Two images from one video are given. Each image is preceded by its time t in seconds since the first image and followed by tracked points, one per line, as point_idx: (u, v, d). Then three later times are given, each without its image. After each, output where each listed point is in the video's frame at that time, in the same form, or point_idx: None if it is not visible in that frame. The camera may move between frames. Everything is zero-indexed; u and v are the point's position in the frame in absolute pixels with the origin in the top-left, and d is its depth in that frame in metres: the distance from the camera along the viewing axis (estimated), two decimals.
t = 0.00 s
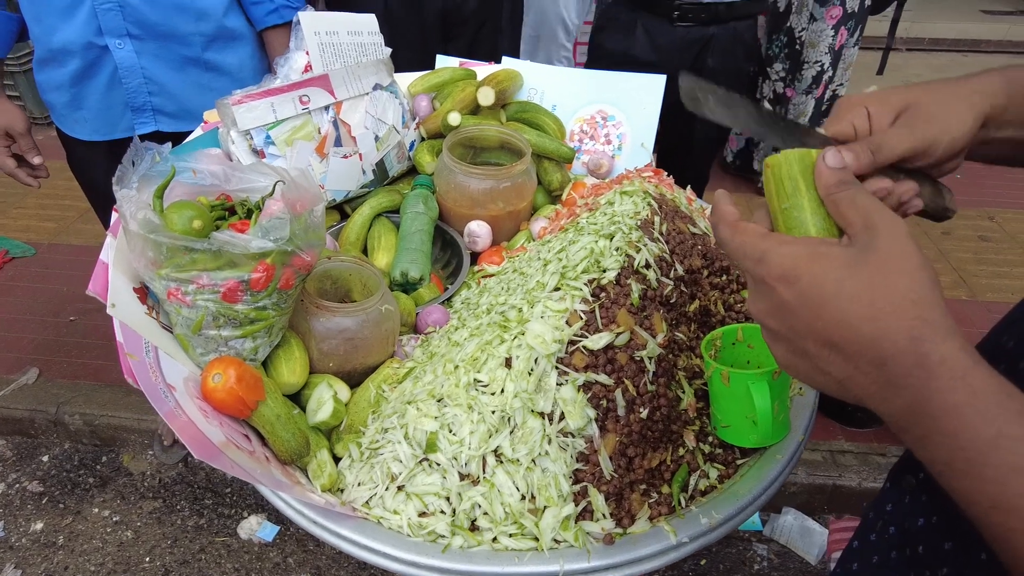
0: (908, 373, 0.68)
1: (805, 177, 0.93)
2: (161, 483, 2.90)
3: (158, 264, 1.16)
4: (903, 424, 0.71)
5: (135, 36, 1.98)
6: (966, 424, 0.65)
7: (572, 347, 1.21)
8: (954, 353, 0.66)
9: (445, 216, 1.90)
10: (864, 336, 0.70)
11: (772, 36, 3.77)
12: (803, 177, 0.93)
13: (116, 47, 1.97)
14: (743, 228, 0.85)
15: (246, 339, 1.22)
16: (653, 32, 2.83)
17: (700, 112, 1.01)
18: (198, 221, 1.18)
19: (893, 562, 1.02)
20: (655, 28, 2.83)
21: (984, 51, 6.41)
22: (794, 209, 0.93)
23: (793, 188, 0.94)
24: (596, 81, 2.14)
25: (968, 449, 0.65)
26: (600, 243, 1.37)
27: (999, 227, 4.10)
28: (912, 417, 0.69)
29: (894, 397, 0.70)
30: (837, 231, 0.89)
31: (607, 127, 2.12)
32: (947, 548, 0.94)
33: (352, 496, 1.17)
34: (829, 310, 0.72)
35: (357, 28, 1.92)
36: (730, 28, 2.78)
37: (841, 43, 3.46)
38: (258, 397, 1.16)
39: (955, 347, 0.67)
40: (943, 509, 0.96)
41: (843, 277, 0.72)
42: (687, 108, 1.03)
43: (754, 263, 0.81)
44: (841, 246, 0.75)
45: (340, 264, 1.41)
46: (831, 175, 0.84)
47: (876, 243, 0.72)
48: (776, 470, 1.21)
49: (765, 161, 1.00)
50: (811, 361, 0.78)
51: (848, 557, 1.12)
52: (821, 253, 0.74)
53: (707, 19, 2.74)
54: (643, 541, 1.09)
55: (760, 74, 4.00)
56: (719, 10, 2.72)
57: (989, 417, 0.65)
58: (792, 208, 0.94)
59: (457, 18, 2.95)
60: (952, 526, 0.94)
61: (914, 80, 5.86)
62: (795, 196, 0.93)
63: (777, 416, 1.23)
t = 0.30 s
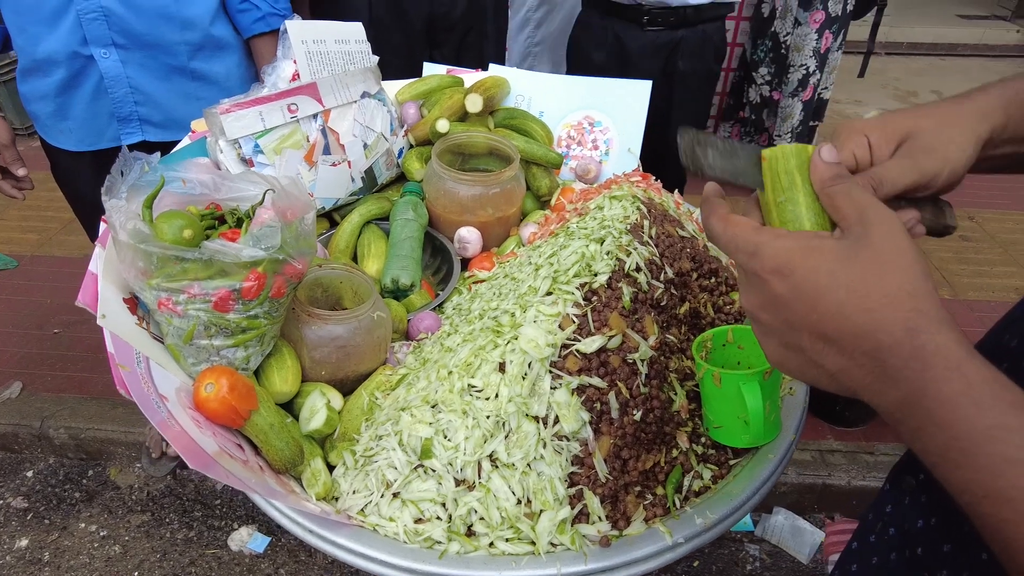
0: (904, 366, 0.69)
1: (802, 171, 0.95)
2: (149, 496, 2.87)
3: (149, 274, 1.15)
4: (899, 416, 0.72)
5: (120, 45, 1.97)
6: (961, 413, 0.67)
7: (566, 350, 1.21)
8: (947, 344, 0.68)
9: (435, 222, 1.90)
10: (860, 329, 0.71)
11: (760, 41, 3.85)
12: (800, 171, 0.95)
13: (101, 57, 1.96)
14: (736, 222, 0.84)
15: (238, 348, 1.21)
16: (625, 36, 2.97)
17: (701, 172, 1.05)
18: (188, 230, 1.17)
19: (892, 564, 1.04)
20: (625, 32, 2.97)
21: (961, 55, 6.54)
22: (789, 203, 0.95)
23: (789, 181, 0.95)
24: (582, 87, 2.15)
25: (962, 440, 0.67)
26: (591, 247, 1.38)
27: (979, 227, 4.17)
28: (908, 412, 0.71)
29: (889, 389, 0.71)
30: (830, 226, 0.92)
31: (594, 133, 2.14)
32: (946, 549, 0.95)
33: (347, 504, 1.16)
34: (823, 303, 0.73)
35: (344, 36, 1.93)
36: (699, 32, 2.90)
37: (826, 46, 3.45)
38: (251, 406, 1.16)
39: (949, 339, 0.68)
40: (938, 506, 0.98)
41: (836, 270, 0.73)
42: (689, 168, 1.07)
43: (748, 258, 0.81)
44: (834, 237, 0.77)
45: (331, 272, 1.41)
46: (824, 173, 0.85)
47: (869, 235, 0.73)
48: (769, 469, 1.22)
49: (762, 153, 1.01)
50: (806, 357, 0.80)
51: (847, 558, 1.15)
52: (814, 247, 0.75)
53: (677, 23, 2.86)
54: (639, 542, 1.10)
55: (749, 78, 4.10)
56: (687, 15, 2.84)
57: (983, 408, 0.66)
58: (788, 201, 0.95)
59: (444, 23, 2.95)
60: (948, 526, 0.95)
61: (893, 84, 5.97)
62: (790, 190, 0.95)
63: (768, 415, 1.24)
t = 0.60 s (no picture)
0: (892, 380, 0.70)
1: (799, 185, 0.96)
2: (133, 512, 2.83)
3: (129, 288, 1.14)
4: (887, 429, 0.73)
5: (99, 56, 1.95)
6: (950, 427, 0.68)
7: (550, 357, 1.22)
8: (932, 357, 0.69)
9: (418, 230, 1.90)
10: (845, 342, 0.72)
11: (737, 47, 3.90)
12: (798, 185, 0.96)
13: (80, 68, 1.94)
14: (727, 235, 0.85)
15: (220, 360, 1.20)
16: (584, 37, 3.02)
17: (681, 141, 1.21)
18: (170, 244, 1.15)
19: (887, 570, 1.05)
20: (584, 32, 3.02)
21: (934, 59, 6.67)
22: (787, 215, 0.96)
23: (787, 194, 0.97)
24: (563, 95, 2.18)
25: (947, 454, 0.68)
26: (574, 254, 1.39)
27: (956, 227, 4.25)
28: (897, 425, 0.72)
29: (875, 402, 0.73)
30: (826, 239, 0.93)
31: (576, 140, 2.16)
32: (939, 559, 0.96)
33: (332, 516, 1.16)
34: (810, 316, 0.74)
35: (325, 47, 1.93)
36: (657, 35, 2.97)
37: (805, 51, 3.60)
38: (234, 419, 1.15)
39: (934, 354, 0.69)
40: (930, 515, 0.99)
41: (824, 283, 0.74)
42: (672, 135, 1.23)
43: (736, 272, 0.83)
44: (824, 252, 0.78)
45: (313, 282, 1.41)
46: (821, 184, 0.85)
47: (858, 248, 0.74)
48: (753, 472, 1.25)
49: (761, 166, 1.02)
50: (794, 368, 0.81)
51: (842, 565, 1.17)
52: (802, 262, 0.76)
53: (635, 26, 2.93)
54: (625, 547, 1.11)
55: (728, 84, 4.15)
56: (644, 19, 2.91)
57: (967, 422, 0.68)
58: (787, 213, 0.96)
59: (423, 33, 2.93)
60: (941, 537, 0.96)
61: (869, 88, 6.07)
62: (788, 203, 0.96)
63: (752, 418, 1.26)
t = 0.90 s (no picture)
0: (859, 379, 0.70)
1: (766, 195, 0.99)
2: (113, 528, 2.77)
3: (101, 299, 1.12)
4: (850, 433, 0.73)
5: (70, 66, 1.91)
6: (909, 432, 0.67)
7: (529, 363, 1.21)
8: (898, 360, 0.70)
9: (398, 238, 1.89)
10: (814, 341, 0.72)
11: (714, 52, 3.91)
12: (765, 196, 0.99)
13: (50, 78, 1.90)
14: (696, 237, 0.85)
15: (195, 372, 1.18)
16: (548, 42, 3.06)
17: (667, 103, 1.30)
18: (141, 254, 1.13)
19: (877, 566, 1.05)
20: (549, 38, 3.05)
21: (910, 62, 6.78)
22: (755, 224, 1.00)
23: (754, 204, 1.00)
24: (542, 100, 2.19)
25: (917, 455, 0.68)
26: (552, 259, 1.39)
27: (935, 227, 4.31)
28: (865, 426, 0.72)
29: (843, 405, 0.73)
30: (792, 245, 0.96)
31: (555, 145, 2.17)
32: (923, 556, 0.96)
33: (311, 528, 1.14)
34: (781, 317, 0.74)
35: (301, 54, 1.92)
36: (619, 36, 3.00)
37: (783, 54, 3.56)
38: (209, 432, 1.13)
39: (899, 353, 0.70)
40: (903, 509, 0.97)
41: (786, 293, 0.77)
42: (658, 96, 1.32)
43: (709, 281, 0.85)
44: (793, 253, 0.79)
45: (290, 291, 1.39)
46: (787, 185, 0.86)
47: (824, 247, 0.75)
48: (735, 474, 1.26)
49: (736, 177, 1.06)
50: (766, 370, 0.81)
51: (832, 561, 1.18)
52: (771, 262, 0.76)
53: (597, 29, 2.96)
54: (608, 554, 1.11)
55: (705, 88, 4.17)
56: (605, 20, 2.93)
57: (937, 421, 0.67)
58: (753, 223, 1.00)
59: (402, 40, 2.92)
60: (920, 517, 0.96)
61: (849, 91, 6.15)
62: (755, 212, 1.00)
63: (733, 420, 1.26)
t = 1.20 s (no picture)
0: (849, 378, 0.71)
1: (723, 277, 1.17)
2: (101, 541, 2.74)
3: (91, 310, 1.11)
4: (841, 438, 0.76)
5: (52, 74, 1.89)
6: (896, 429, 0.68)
7: (525, 367, 1.22)
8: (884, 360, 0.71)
9: (388, 243, 1.88)
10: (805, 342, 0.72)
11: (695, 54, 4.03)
12: (713, 277, 1.18)
13: (32, 87, 1.87)
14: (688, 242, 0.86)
15: (189, 382, 1.18)
16: (524, 47, 3.07)
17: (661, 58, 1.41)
18: (132, 264, 1.13)
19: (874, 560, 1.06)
20: (524, 43, 3.06)
21: (888, 63, 6.89)
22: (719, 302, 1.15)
23: (713, 288, 1.17)
24: (530, 104, 2.19)
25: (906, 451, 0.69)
26: (545, 263, 1.39)
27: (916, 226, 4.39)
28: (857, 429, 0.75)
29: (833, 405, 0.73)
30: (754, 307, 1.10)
31: (543, 149, 2.18)
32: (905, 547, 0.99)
33: (308, 537, 1.14)
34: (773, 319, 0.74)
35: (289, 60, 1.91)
36: (593, 37, 3.06)
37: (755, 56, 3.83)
38: (204, 442, 1.12)
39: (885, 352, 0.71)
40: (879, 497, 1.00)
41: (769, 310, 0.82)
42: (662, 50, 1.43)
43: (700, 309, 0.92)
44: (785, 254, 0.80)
45: (281, 299, 1.39)
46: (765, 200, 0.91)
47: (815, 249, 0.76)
48: (731, 474, 1.27)
49: (692, 283, 1.26)
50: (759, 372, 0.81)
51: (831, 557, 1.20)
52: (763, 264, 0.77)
53: (572, 31, 2.99)
54: (606, 556, 1.12)
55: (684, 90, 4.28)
56: (578, 21, 2.97)
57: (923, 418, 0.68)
58: (717, 302, 1.15)
59: (388, 44, 2.92)
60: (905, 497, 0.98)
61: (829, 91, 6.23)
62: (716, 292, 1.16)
63: (726, 420, 1.28)
